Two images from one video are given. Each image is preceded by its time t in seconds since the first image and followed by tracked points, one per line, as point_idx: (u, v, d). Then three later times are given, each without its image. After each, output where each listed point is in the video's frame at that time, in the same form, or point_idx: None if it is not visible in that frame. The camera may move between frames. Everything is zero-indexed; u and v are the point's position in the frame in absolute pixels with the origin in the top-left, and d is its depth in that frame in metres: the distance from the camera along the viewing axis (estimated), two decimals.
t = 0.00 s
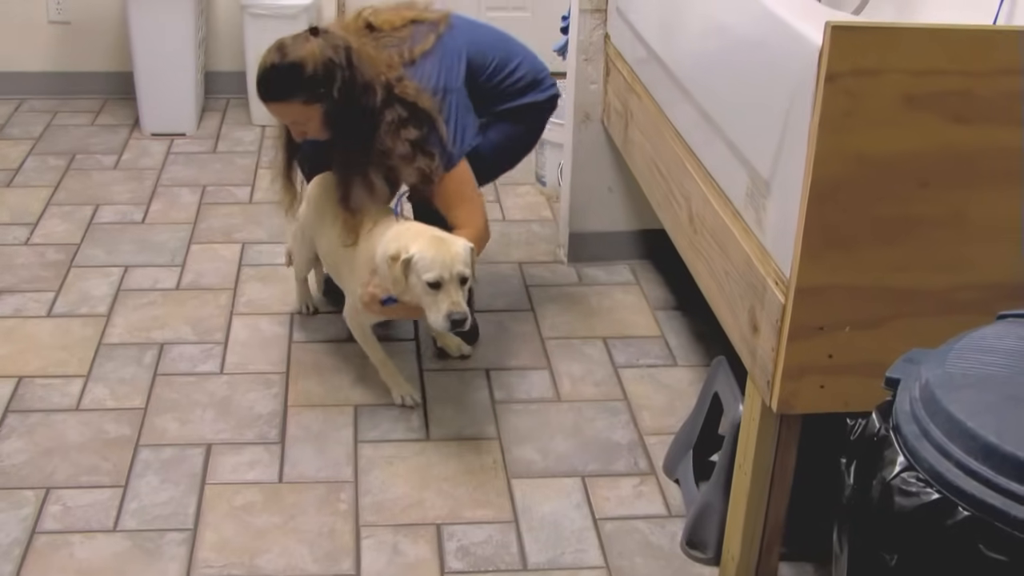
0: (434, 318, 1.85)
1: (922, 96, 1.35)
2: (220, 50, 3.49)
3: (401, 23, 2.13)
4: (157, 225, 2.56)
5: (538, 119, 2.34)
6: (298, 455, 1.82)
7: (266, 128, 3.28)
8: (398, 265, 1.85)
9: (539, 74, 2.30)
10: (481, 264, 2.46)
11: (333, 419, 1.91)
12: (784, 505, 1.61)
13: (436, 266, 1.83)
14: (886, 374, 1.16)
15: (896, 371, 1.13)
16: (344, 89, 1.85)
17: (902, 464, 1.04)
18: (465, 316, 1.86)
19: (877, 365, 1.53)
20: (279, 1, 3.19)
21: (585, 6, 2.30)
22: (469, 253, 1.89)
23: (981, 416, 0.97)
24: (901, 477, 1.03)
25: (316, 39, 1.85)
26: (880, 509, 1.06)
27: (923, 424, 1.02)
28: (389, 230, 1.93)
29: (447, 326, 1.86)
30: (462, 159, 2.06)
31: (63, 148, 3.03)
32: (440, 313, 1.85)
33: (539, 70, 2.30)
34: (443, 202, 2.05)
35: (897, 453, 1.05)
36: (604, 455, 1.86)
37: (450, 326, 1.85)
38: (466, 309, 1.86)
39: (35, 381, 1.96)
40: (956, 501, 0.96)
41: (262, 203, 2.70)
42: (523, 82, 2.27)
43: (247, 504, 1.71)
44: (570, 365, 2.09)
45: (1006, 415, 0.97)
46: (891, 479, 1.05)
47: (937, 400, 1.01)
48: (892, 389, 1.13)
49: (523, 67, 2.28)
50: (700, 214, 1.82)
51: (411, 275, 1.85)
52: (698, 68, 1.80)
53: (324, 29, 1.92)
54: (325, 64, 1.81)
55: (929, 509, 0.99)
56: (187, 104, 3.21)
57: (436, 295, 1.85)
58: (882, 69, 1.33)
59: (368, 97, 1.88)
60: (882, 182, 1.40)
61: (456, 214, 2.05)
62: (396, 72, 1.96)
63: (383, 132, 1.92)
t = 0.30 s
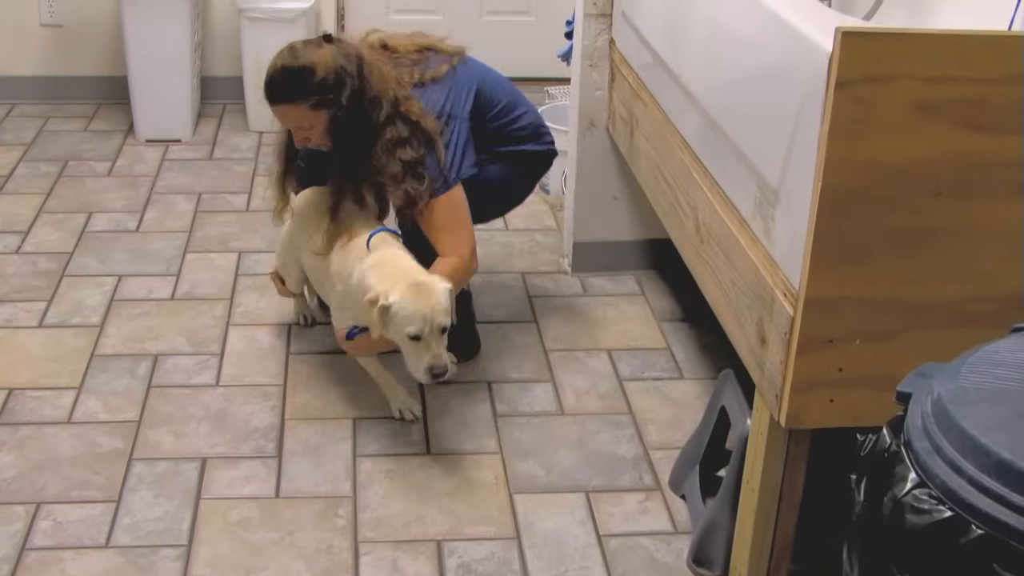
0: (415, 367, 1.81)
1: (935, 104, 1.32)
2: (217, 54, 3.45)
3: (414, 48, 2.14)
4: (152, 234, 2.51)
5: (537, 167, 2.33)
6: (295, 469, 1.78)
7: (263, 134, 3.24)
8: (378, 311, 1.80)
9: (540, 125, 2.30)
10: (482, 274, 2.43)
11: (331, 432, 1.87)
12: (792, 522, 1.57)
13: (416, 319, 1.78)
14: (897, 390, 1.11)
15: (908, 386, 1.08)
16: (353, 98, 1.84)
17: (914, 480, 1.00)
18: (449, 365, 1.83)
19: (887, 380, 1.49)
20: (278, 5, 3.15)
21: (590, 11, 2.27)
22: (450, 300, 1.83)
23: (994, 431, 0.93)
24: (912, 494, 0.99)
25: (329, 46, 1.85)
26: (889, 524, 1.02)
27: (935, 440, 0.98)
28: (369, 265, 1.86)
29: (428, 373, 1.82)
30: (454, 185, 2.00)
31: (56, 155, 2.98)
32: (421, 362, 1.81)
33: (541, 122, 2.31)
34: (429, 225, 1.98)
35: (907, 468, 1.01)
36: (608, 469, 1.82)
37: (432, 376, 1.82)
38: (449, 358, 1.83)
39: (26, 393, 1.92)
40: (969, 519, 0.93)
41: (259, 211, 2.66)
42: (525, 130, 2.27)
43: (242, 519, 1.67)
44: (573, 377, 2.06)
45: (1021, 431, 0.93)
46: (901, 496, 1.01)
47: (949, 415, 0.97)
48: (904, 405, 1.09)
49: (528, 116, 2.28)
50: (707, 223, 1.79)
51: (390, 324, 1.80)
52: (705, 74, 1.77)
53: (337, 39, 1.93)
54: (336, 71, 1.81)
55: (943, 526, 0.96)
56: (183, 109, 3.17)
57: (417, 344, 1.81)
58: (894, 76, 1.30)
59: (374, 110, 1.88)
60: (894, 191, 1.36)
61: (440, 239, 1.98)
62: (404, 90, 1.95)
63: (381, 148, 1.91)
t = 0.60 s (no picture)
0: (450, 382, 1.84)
1: (944, 118, 1.29)
2: (214, 66, 3.43)
3: (414, 64, 2.12)
4: (147, 248, 2.48)
5: (536, 191, 2.31)
6: (293, 489, 1.74)
7: (261, 147, 3.21)
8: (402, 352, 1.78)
9: (540, 150, 2.28)
10: (484, 289, 2.40)
11: (330, 451, 1.84)
12: (800, 542, 1.55)
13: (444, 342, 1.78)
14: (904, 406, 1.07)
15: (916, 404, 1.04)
16: (356, 105, 1.83)
17: (923, 501, 1.10)
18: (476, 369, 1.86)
19: (897, 398, 1.46)
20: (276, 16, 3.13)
21: (593, 22, 2.25)
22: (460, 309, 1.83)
23: (1007, 451, 0.90)
24: (922, 515, 1.10)
25: (333, 54, 1.84)
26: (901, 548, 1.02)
27: (946, 460, 0.94)
28: (370, 297, 1.79)
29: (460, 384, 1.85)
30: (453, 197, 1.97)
31: (49, 168, 2.95)
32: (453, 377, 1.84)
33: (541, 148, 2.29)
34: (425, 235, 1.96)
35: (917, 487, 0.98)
36: (613, 488, 1.79)
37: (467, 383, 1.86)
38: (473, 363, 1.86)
39: (18, 411, 1.89)
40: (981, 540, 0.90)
41: (256, 225, 2.63)
42: (524, 154, 2.25)
43: (239, 540, 1.63)
44: (577, 395, 2.03)
45: None
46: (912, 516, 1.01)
47: (959, 433, 0.94)
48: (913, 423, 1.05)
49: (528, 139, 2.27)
50: (713, 239, 1.76)
51: (416, 356, 1.78)
52: (710, 87, 1.74)
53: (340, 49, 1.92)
54: (339, 77, 1.79)
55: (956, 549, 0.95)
56: (179, 121, 3.13)
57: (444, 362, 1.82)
58: (902, 88, 1.28)
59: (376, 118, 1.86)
60: (903, 206, 1.34)
61: (436, 250, 1.96)
62: (406, 100, 1.94)
63: (384, 157, 1.88)
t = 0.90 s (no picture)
0: (504, 368, 1.81)
1: (956, 139, 1.27)
2: (212, 85, 3.41)
3: (397, 65, 2.08)
4: (143, 272, 2.44)
5: (538, 174, 2.27)
6: (292, 519, 1.70)
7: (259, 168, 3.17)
8: (456, 328, 1.76)
9: (538, 129, 2.24)
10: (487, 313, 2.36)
11: (331, 479, 1.80)
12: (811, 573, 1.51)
13: (496, 319, 1.78)
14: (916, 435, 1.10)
15: (929, 432, 1.07)
16: (344, 121, 1.81)
17: (937, 532, 1.00)
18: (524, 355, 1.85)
19: (910, 426, 1.42)
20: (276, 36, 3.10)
21: (598, 41, 2.22)
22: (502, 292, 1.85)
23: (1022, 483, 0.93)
24: (936, 546, 1.00)
25: (315, 71, 1.82)
26: None
27: (960, 490, 0.97)
28: (420, 280, 1.78)
29: (512, 371, 1.83)
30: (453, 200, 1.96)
31: (43, 190, 2.91)
32: (506, 362, 1.81)
33: (539, 125, 2.25)
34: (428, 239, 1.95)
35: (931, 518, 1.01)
36: (619, 518, 1.76)
37: (519, 370, 1.83)
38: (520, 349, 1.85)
39: (11, 439, 1.85)
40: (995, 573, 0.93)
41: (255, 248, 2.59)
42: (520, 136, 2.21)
43: (237, 571, 1.60)
44: (582, 421, 1.99)
45: None
46: (924, 548, 1.02)
47: (975, 465, 0.97)
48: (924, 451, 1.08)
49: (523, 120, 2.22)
50: (721, 262, 1.73)
51: (472, 335, 1.77)
52: (715, 105, 1.71)
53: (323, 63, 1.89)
54: (325, 95, 1.77)
55: None
56: (176, 141, 3.10)
57: (497, 345, 1.80)
58: (912, 110, 1.25)
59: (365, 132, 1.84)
60: (916, 229, 1.31)
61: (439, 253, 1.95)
62: (395, 106, 1.91)
63: (377, 171, 1.87)
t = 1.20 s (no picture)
0: (517, 365, 1.79)
1: (964, 158, 1.24)
2: (208, 100, 3.38)
3: (379, 51, 1.95)
4: (137, 291, 2.41)
5: (540, 137, 2.18)
6: (287, 543, 1.67)
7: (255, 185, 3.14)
8: (473, 319, 1.75)
9: (533, 90, 2.16)
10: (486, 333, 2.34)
11: (327, 502, 1.77)
12: None
13: (516, 315, 1.76)
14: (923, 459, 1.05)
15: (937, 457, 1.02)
16: (339, 129, 1.78)
17: (945, 559, 0.95)
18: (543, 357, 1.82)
19: (918, 451, 1.39)
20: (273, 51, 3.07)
21: (600, 57, 2.20)
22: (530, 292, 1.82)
23: None
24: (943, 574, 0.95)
25: (303, 79, 1.78)
26: None
27: (968, 516, 0.93)
28: (444, 265, 1.77)
29: (527, 371, 1.80)
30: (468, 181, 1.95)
31: (36, 206, 2.88)
32: (520, 359, 1.79)
33: (532, 86, 2.17)
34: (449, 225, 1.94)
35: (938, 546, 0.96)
36: (621, 542, 1.73)
37: (533, 370, 1.80)
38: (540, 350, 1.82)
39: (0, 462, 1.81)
40: None
41: (251, 267, 2.56)
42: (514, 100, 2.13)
43: None
44: (584, 443, 1.97)
45: None
46: None
47: (984, 491, 0.92)
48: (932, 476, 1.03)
49: (514, 84, 2.15)
50: (725, 282, 1.71)
51: (488, 328, 1.76)
52: (719, 122, 1.69)
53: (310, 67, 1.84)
54: (315, 105, 1.75)
55: None
56: (171, 157, 3.07)
57: (513, 343, 1.78)
58: (919, 127, 1.22)
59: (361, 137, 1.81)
60: (923, 248, 1.28)
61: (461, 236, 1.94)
62: (387, 102, 1.85)
63: (385, 170, 1.86)
